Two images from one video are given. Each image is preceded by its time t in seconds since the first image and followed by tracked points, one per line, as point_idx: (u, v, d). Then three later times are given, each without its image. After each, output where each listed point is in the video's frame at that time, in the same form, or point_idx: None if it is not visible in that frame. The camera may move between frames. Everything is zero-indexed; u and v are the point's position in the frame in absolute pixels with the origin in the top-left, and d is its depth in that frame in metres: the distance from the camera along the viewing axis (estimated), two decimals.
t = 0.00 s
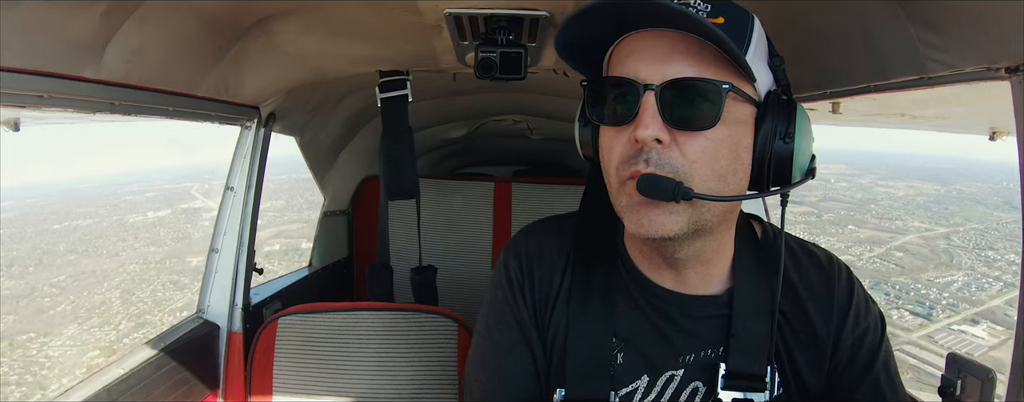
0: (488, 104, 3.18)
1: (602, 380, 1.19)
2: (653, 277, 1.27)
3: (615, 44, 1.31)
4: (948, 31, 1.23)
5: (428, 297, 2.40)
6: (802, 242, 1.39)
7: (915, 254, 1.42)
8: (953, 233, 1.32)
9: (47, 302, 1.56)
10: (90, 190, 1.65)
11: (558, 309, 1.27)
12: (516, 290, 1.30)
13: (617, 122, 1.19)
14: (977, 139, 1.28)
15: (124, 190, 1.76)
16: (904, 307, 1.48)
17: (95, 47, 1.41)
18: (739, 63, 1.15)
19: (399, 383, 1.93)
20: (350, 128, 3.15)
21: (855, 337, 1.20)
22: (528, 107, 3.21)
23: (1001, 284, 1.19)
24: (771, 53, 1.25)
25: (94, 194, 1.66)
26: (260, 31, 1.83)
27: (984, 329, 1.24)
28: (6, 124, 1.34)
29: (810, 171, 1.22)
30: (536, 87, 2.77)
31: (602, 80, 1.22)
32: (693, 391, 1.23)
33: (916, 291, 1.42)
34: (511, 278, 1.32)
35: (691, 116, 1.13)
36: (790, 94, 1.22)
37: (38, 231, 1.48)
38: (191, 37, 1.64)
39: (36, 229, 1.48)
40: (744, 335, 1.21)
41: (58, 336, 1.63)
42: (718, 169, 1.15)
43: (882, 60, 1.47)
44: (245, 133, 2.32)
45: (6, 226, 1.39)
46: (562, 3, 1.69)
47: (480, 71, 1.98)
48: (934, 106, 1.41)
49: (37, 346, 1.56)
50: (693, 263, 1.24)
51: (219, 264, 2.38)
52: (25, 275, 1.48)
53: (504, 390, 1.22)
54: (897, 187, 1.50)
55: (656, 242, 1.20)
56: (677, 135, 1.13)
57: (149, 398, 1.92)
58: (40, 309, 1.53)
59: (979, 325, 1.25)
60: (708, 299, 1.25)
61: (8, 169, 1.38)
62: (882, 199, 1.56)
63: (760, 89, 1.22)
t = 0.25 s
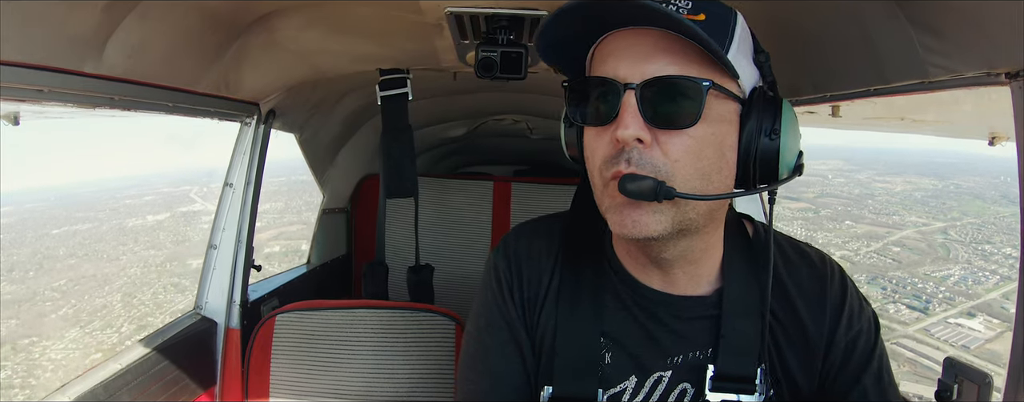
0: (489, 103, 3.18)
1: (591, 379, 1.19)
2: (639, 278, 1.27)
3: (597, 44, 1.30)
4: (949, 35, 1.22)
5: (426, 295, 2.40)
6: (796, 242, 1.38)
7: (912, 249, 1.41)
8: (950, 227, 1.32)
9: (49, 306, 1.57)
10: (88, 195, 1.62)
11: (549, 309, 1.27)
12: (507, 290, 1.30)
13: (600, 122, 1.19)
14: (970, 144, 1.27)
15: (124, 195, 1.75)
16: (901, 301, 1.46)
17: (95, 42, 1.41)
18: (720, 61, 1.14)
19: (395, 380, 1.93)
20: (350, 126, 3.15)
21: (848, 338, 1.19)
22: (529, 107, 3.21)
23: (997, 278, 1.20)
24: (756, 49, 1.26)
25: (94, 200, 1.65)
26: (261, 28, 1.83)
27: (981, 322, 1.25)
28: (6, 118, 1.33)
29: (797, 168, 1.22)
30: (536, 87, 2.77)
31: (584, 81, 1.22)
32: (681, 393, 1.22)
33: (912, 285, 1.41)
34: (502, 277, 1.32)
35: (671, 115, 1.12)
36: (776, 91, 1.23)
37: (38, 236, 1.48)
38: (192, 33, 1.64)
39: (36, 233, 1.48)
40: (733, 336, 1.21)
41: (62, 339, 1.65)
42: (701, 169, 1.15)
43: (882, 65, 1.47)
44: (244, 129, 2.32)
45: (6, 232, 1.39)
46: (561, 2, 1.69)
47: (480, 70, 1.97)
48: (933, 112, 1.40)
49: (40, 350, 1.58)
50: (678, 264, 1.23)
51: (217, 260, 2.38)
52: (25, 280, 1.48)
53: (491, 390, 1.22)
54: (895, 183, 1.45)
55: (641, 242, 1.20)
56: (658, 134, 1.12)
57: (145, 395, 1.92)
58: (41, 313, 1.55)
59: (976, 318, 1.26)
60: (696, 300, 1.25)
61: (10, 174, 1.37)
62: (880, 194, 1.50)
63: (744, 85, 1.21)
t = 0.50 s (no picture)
0: (489, 104, 3.18)
1: (598, 380, 1.19)
2: (654, 279, 1.27)
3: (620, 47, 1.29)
4: (949, 36, 1.23)
5: (427, 296, 2.39)
6: (802, 244, 1.38)
7: (910, 243, 1.44)
8: (947, 221, 1.32)
9: (51, 311, 1.57)
10: (85, 200, 1.61)
11: (556, 310, 1.27)
12: (511, 290, 1.30)
13: (636, 119, 1.15)
14: (971, 144, 1.27)
15: (123, 199, 1.75)
16: (898, 295, 1.50)
17: (95, 42, 1.41)
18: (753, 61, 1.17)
19: (396, 381, 1.92)
20: (350, 127, 3.15)
21: (852, 339, 1.20)
22: (529, 107, 3.21)
23: (996, 270, 1.20)
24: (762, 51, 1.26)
25: (93, 205, 1.64)
26: (261, 28, 1.83)
27: (978, 314, 1.25)
28: (6, 118, 1.33)
29: (806, 165, 1.25)
30: (536, 87, 2.77)
31: (615, 77, 1.17)
32: (689, 393, 1.23)
33: (909, 279, 1.44)
34: (507, 278, 1.32)
35: (718, 112, 1.11)
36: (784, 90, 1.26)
37: (38, 241, 1.48)
38: (192, 33, 1.64)
39: (36, 239, 1.47)
40: (742, 335, 1.21)
41: (63, 342, 1.65)
42: (736, 165, 1.15)
43: (882, 66, 1.47)
44: (244, 130, 2.32)
45: (7, 237, 1.38)
46: (563, 3, 1.69)
47: (480, 71, 1.98)
48: (934, 113, 1.40)
49: (43, 353, 1.59)
50: (695, 263, 1.24)
51: (217, 261, 2.38)
52: (26, 286, 1.48)
53: (499, 390, 1.22)
54: (893, 178, 1.50)
55: (670, 241, 1.18)
56: (703, 130, 1.11)
57: (145, 395, 1.91)
58: (42, 318, 1.55)
59: (973, 310, 1.27)
60: (706, 300, 1.25)
61: (9, 178, 1.37)
62: (877, 189, 1.56)
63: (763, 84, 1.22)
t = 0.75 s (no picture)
0: (488, 103, 3.18)
1: (606, 380, 1.19)
2: (676, 279, 1.28)
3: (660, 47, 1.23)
4: (948, 34, 1.23)
5: (428, 296, 2.39)
6: (808, 244, 1.39)
7: (907, 238, 1.44)
8: (946, 216, 1.31)
9: (53, 314, 1.58)
10: (83, 204, 1.61)
11: (563, 310, 1.27)
12: (515, 289, 1.30)
13: (709, 117, 1.11)
14: (971, 141, 1.27)
15: (122, 203, 1.74)
16: (895, 289, 1.50)
17: (96, 44, 1.40)
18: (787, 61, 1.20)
19: (397, 381, 1.92)
20: (350, 127, 3.15)
21: (857, 338, 1.20)
22: (528, 107, 3.21)
23: (991, 264, 1.22)
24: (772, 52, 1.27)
25: (91, 209, 1.64)
26: (260, 29, 1.82)
27: (974, 307, 1.27)
28: (6, 120, 1.33)
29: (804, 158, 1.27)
30: (536, 86, 2.76)
31: (682, 73, 1.13)
32: (699, 391, 1.23)
33: (906, 273, 1.46)
34: (515, 277, 1.32)
35: (772, 109, 1.14)
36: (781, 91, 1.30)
37: (38, 246, 1.49)
38: (192, 34, 1.63)
39: (36, 244, 1.48)
40: (752, 334, 1.22)
41: (67, 346, 1.67)
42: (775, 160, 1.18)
43: (881, 65, 1.48)
44: (245, 131, 2.32)
45: (7, 242, 1.38)
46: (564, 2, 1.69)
47: (480, 71, 1.98)
48: (935, 111, 1.41)
49: (46, 356, 1.60)
50: (721, 260, 1.24)
51: (218, 262, 2.37)
52: (27, 290, 1.48)
53: (507, 391, 1.22)
54: (891, 173, 1.49)
55: (712, 239, 1.17)
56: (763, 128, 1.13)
57: (147, 396, 1.91)
58: (46, 321, 1.56)
59: (970, 304, 1.28)
60: (719, 298, 1.25)
61: (10, 184, 1.36)
62: (875, 185, 1.55)
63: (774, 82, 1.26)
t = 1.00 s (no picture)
0: (488, 103, 3.18)
1: (607, 378, 1.19)
2: (675, 275, 1.28)
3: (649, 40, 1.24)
4: (948, 31, 1.23)
5: (429, 296, 2.39)
6: (808, 240, 1.39)
7: (904, 234, 1.44)
8: (943, 212, 1.33)
9: (55, 317, 1.58)
10: (84, 207, 1.60)
11: (564, 308, 1.27)
12: (515, 288, 1.30)
13: (699, 108, 1.12)
14: (971, 137, 1.27)
15: (122, 206, 1.73)
16: (892, 285, 1.52)
17: (95, 45, 1.40)
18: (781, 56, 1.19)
19: (398, 380, 1.92)
20: (350, 127, 3.15)
21: (858, 334, 1.20)
22: (528, 106, 3.21)
23: (988, 259, 1.23)
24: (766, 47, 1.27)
25: (91, 211, 1.63)
26: (260, 30, 1.82)
27: (971, 302, 1.29)
28: (6, 123, 1.33)
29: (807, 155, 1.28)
30: (535, 85, 2.76)
31: (672, 65, 1.14)
32: (700, 388, 1.23)
33: (904, 269, 1.46)
34: (514, 276, 1.33)
35: (766, 103, 1.15)
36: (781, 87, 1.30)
37: (38, 250, 1.48)
38: (191, 35, 1.63)
39: (36, 247, 1.47)
40: (753, 331, 1.22)
41: (70, 348, 1.68)
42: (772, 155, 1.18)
43: (881, 62, 1.48)
44: (244, 132, 2.32)
45: (8, 246, 1.38)
46: (562, 1, 1.69)
47: (480, 70, 1.98)
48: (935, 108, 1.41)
49: (49, 358, 1.61)
50: (717, 256, 1.24)
51: (218, 263, 2.37)
52: (28, 294, 1.48)
53: (507, 389, 1.22)
54: (889, 170, 1.50)
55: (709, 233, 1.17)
56: (757, 120, 1.13)
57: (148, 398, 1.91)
58: (49, 323, 1.56)
59: (967, 298, 1.30)
60: (719, 294, 1.25)
61: (10, 188, 1.36)
62: (873, 182, 1.54)
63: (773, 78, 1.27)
